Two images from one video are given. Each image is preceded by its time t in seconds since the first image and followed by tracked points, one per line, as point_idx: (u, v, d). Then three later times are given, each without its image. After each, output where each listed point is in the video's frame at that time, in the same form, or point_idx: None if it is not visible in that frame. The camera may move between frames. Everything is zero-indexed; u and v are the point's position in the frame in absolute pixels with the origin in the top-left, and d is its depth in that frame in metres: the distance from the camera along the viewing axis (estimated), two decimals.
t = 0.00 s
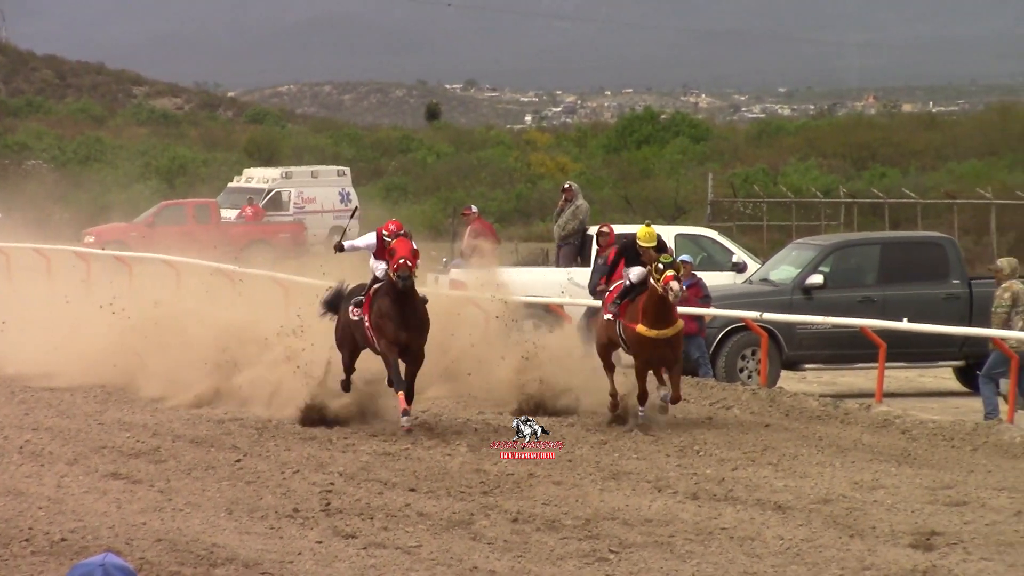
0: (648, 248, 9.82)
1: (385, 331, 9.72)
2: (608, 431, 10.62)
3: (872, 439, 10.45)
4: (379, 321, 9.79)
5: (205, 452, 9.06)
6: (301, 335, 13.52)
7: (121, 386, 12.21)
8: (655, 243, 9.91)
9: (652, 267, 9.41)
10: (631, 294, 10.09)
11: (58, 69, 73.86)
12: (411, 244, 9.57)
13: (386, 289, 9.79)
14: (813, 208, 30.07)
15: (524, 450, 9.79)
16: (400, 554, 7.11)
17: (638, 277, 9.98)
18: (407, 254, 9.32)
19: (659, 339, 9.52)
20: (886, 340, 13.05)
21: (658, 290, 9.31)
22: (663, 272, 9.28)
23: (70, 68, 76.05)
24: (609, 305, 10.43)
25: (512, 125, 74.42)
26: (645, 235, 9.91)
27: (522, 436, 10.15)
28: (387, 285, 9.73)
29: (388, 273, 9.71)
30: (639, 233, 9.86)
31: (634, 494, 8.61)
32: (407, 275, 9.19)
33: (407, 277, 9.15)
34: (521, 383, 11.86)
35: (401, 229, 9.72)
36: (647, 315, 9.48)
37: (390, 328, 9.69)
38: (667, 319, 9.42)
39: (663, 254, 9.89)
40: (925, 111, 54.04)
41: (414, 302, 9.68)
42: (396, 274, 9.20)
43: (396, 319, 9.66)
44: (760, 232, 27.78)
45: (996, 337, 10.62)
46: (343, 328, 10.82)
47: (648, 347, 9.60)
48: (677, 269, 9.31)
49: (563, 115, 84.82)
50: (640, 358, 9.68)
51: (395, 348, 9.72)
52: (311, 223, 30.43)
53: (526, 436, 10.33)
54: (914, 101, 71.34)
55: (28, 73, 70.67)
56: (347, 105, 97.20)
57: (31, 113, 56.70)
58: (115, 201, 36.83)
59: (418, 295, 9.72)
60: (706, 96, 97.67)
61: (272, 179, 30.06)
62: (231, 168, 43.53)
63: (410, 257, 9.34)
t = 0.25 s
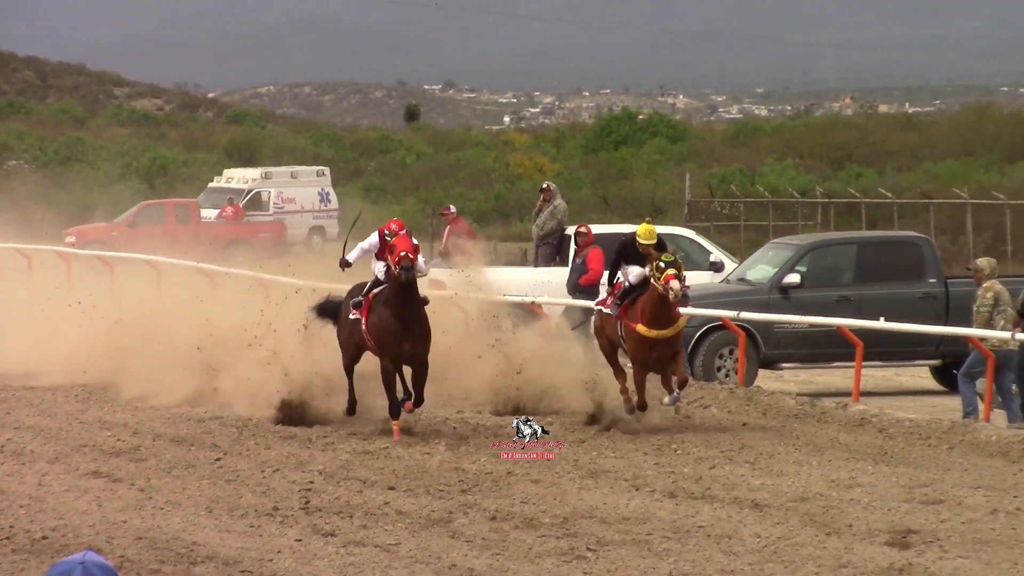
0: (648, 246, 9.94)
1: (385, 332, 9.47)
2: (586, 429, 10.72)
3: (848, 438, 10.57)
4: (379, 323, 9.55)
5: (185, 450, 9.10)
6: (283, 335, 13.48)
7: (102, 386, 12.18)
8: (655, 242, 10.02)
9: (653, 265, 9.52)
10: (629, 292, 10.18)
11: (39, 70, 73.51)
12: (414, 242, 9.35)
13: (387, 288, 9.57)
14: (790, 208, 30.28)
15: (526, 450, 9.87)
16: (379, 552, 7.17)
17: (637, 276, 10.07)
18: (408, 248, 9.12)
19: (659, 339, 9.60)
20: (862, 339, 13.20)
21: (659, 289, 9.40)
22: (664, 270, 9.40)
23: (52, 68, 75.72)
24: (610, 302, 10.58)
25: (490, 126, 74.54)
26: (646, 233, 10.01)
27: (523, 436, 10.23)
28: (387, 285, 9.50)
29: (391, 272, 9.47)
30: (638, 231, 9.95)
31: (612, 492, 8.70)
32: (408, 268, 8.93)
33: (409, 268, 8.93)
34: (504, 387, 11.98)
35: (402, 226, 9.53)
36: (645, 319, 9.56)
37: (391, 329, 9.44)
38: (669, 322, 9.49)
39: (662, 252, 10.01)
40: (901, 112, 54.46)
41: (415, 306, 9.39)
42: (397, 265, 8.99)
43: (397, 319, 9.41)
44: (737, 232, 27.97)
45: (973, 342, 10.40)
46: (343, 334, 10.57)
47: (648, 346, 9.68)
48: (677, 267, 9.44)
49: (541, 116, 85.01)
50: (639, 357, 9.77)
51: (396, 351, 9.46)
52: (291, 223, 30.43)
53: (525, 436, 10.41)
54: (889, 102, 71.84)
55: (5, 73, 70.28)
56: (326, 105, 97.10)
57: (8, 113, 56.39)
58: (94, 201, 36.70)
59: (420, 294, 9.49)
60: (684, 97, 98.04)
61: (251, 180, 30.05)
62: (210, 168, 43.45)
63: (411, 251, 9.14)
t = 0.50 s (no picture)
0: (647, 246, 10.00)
1: (386, 334, 9.39)
2: (564, 428, 10.81)
3: (824, 436, 10.72)
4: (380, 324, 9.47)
5: (164, 449, 9.13)
6: (264, 336, 13.45)
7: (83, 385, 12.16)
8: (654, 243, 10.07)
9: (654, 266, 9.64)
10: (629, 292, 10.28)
11: (17, 72, 73.04)
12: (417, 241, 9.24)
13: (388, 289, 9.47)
14: (766, 208, 30.48)
15: (526, 450, 9.94)
16: (357, 550, 7.23)
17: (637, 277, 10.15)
18: (412, 247, 8.97)
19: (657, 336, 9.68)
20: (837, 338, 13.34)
21: (659, 290, 9.50)
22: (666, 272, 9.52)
23: (30, 70, 75.25)
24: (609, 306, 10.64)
25: (467, 126, 74.58)
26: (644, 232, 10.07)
27: (522, 436, 10.30)
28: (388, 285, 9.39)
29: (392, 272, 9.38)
30: (637, 231, 10.02)
31: (589, 490, 8.79)
32: (412, 265, 8.82)
33: (412, 268, 8.82)
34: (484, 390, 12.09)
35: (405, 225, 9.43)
36: (645, 312, 9.64)
37: (391, 331, 9.36)
38: (666, 317, 9.57)
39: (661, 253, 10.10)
40: (874, 112, 54.89)
41: (413, 310, 9.30)
42: (400, 266, 8.87)
43: (397, 321, 9.31)
44: (714, 232, 28.14)
45: (946, 341, 10.48)
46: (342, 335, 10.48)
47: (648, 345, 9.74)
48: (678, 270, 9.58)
49: (518, 116, 85.09)
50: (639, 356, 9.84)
51: (396, 352, 9.39)
52: (269, 223, 30.40)
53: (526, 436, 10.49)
54: (863, 103, 72.32)
55: None
56: (303, 105, 96.90)
57: None
58: (71, 201, 36.51)
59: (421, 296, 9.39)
60: (660, 98, 98.39)
61: (229, 180, 30.05)
62: (188, 168, 43.33)
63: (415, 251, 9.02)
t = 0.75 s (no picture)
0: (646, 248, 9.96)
1: (386, 337, 9.44)
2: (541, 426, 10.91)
3: (799, 434, 10.86)
4: (381, 326, 9.50)
5: (143, 447, 9.16)
6: (246, 336, 13.46)
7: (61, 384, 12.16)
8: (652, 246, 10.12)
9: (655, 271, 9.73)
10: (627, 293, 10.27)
11: None
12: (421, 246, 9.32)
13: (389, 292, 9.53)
14: (742, 208, 30.67)
15: (526, 450, 9.97)
16: (335, 548, 7.29)
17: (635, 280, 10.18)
18: (416, 253, 9.05)
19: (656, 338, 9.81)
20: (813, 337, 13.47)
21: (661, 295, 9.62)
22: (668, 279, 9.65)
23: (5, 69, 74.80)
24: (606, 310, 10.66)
25: (444, 126, 74.58)
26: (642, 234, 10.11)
27: (523, 436, 10.36)
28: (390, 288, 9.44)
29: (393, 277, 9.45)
30: (635, 232, 9.98)
31: (566, 488, 8.89)
32: (416, 273, 8.90)
33: (416, 273, 8.89)
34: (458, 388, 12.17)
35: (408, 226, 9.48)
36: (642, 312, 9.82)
37: (391, 334, 9.40)
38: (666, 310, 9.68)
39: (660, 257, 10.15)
40: (850, 113, 55.28)
41: (414, 316, 9.36)
42: (403, 271, 8.94)
43: (398, 324, 9.36)
44: (691, 232, 28.29)
45: (920, 339, 10.57)
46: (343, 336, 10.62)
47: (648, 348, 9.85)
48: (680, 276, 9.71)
49: (495, 116, 85.11)
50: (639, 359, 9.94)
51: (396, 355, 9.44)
52: (247, 223, 30.36)
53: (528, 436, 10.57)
54: (838, 103, 72.77)
55: None
56: (281, 105, 96.64)
57: None
58: (47, 201, 36.35)
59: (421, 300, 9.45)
60: (637, 98, 98.61)
61: (209, 180, 30.00)
62: (166, 167, 43.19)
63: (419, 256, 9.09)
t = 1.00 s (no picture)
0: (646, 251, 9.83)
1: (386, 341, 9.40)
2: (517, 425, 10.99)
3: (775, 432, 10.99)
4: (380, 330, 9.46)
5: (122, 445, 9.18)
6: (227, 336, 13.43)
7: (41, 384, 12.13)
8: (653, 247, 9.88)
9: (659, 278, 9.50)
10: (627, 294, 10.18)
11: None
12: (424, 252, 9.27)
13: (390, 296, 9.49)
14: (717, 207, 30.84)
15: (526, 450, 9.98)
16: (314, 546, 7.34)
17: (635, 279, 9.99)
18: (420, 263, 9.03)
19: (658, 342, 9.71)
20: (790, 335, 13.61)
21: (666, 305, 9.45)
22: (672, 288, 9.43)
23: None
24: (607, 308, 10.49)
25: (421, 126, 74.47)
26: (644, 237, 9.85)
27: (523, 436, 10.38)
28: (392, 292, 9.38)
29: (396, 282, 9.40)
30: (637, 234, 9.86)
31: (543, 486, 8.97)
32: (421, 285, 8.87)
33: (420, 286, 8.85)
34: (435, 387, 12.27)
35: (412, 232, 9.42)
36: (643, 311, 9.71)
37: (391, 340, 9.35)
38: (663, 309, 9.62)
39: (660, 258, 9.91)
40: (825, 112, 55.59)
41: (416, 318, 9.32)
42: (407, 282, 8.91)
43: (399, 330, 9.31)
44: (666, 230, 28.39)
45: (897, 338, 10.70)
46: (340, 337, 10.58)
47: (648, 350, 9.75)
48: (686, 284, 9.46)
49: (472, 116, 85.01)
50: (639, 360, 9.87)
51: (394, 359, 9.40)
52: (226, 223, 30.29)
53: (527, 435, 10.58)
54: (814, 103, 73.14)
55: None
56: (257, 105, 96.27)
57: None
58: (23, 201, 36.17)
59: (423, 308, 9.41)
60: (613, 97, 98.80)
61: (187, 179, 29.87)
62: (142, 167, 43.03)
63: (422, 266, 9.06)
